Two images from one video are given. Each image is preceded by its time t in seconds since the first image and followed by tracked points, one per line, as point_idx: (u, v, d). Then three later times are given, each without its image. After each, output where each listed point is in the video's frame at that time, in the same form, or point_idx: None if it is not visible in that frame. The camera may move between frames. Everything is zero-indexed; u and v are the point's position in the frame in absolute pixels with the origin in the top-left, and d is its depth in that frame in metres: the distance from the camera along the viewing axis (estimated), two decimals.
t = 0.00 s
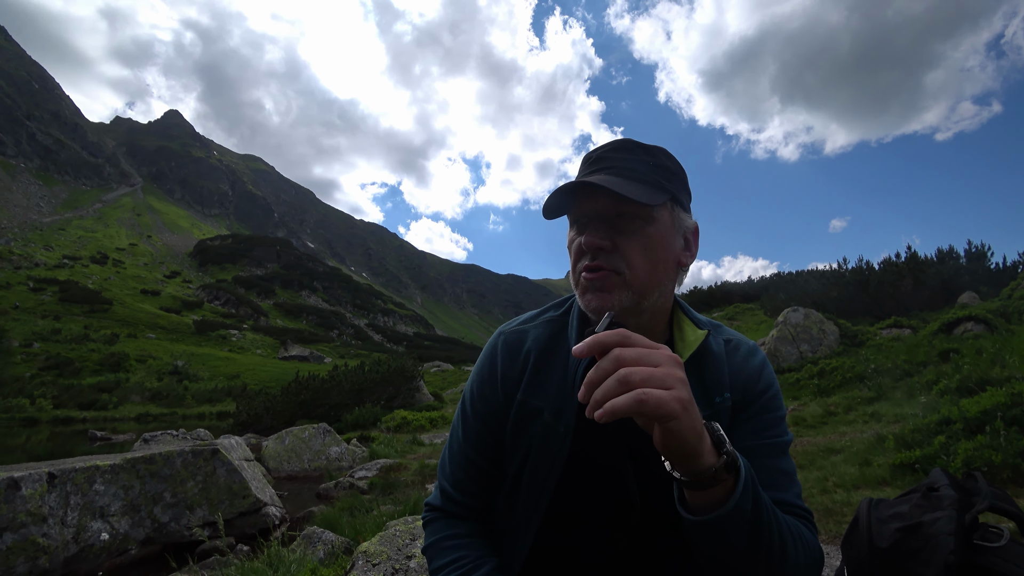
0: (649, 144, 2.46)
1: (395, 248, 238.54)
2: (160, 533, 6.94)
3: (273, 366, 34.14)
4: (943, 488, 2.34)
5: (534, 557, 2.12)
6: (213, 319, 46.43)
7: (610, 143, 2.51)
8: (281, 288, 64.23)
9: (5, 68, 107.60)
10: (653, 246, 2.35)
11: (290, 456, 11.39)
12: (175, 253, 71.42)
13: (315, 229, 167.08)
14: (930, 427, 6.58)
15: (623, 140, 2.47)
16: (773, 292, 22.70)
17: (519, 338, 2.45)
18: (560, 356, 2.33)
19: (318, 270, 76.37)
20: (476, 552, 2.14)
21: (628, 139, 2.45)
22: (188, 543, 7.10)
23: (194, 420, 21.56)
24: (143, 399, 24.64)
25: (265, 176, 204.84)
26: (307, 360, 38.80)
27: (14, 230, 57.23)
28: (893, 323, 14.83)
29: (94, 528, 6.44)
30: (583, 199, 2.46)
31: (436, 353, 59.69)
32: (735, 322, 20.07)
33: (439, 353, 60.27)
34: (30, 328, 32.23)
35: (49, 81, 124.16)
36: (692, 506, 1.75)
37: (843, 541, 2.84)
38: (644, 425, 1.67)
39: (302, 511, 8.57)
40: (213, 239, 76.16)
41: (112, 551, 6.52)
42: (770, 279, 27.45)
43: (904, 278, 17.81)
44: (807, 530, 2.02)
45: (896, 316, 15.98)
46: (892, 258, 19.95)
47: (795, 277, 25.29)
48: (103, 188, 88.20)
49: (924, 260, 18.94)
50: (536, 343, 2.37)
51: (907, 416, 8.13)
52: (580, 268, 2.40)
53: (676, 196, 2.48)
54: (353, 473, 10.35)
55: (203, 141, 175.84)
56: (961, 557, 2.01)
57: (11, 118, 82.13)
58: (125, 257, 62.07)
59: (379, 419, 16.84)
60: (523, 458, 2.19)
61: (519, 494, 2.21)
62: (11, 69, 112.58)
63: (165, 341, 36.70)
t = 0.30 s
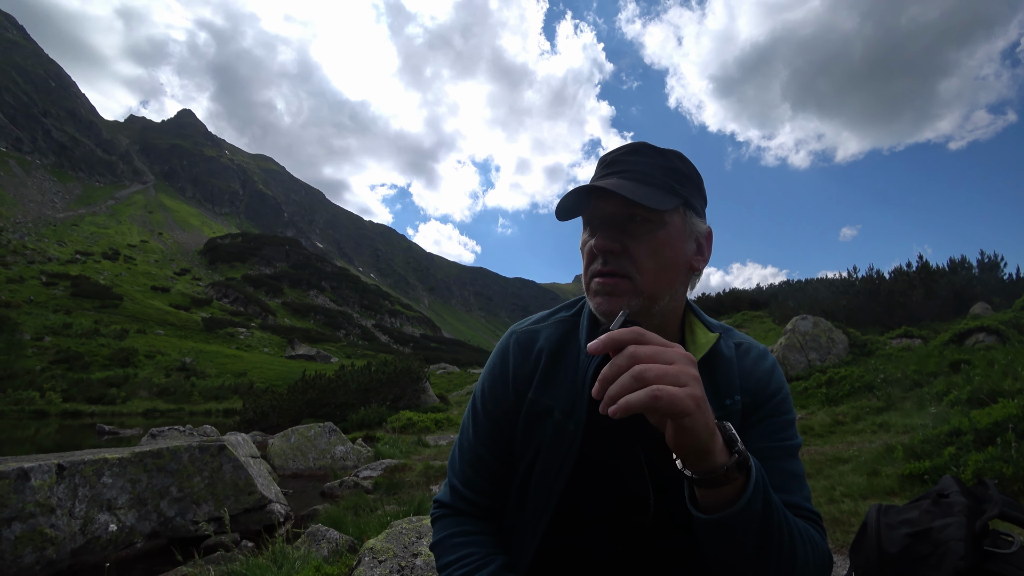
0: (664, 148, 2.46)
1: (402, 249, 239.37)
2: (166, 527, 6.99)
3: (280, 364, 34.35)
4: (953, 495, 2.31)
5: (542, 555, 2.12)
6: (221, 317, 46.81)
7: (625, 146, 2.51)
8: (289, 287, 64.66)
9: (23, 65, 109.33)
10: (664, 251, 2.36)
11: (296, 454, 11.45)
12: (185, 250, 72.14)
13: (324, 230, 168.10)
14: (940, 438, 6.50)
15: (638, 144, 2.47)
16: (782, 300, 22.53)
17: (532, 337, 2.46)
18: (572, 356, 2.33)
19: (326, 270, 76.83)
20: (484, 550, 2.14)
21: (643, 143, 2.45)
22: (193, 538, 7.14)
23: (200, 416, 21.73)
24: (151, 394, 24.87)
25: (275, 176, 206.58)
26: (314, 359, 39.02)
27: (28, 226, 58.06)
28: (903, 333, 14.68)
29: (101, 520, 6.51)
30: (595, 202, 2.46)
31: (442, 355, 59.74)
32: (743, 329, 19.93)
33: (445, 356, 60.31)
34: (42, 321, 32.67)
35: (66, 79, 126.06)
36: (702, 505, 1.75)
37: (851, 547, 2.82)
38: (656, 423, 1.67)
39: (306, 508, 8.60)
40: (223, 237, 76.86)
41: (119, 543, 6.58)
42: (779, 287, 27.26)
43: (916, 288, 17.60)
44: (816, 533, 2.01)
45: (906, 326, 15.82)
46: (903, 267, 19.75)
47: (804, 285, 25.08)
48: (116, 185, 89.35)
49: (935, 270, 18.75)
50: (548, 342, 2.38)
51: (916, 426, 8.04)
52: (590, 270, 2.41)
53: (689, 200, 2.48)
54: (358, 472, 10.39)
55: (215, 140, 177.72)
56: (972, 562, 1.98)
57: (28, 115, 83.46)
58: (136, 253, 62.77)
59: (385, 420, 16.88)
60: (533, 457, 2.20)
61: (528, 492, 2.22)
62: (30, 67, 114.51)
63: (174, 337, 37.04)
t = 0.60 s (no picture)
0: (666, 152, 2.44)
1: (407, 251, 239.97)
2: (169, 527, 7.00)
3: (284, 365, 34.41)
4: (957, 503, 2.29)
5: (541, 558, 2.11)
6: (226, 318, 47.00)
7: (627, 150, 2.50)
8: (294, 288, 64.87)
9: (32, 67, 110.23)
10: (663, 255, 2.35)
11: (299, 455, 11.47)
12: (190, 251, 72.51)
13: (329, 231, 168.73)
14: (945, 443, 6.45)
15: (639, 147, 2.46)
16: (787, 303, 22.43)
17: (532, 340, 2.45)
18: (573, 360, 2.32)
19: (330, 271, 77.07)
20: (483, 553, 2.14)
21: (644, 147, 2.44)
22: (195, 537, 7.15)
23: (204, 417, 21.81)
24: (155, 394, 24.98)
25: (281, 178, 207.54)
26: (318, 360, 39.12)
27: (35, 226, 58.48)
28: (909, 336, 14.58)
29: (104, 520, 6.53)
30: (595, 206, 2.46)
31: (446, 357, 59.79)
32: (747, 332, 19.85)
33: (449, 357, 60.36)
34: (48, 321, 32.87)
35: (74, 81, 127.10)
36: (701, 510, 1.74)
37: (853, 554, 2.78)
38: (655, 427, 1.66)
39: (308, 510, 8.60)
40: (228, 238, 77.22)
41: (121, 542, 6.60)
42: (783, 289, 27.16)
43: (921, 291, 17.48)
44: (816, 540, 1.99)
45: (912, 330, 15.71)
46: (909, 271, 19.63)
47: (809, 289, 24.98)
48: (123, 187, 89.93)
49: (941, 274, 18.66)
50: (548, 345, 2.37)
51: (921, 431, 7.99)
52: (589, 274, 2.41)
53: (691, 205, 2.46)
54: (361, 474, 10.41)
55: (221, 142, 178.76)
56: (973, 569, 1.96)
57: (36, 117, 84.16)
58: (142, 254, 63.13)
59: (388, 421, 16.90)
60: (533, 461, 2.19)
61: (528, 495, 2.21)
62: (38, 69, 115.57)
63: (179, 338, 37.20)
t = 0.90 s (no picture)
0: (667, 154, 2.43)
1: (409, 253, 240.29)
2: (173, 530, 7.03)
3: (287, 368, 34.45)
4: (961, 503, 2.27)
5: (543, 562, 2.10)
6: (229, 320, 47.12)
7: (626, 152, 2.50)
8: (296, 291, 65.03)
9: (34, 72, 110.69)
10: (663, 257, 2.33)
11: (302, 457, 11.48)
12: (193, 254, 72.70)
13: (331, 234, 169.20)
14: (949, 441, 6.42)
15: (640, 149, 2.46)
16: (790, 302, 22.37)
17: (533, 343, 2.44)
18: (573, 362, 2.32)
19: (333, 274, 77.24)
20: (485, 557, 2.13)
21: (644, 149, 2.44)
22: (199, 541, 7.15)
23: (208, 420, 21.87)
24: (159, 398, 25.08)
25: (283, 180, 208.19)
26: (321, 362, 39.18)
27: (39, 231, 58.76)
28: (912, 333, 14.54)
29: (108, 523, 6.55)
30: (595, 208, 2.45)
31: (449, 358, 59.83)
32: (750, 331, 19.80)
33: (452, 359, 60.39)
34: (52, 325, 33.03)
35: (75, 85, 127.56)
36: (702, 513, 1.73)
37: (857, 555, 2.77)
38: (655, 429, 1.65)
39: (312, 512, 8.60)
40: (230, 241, 77.36)
41: (126, 546, 6.61)
42: (786, 288, 27.09)
43: (925, 289, 17.41)
44: (819, 542, 1.98)
45: (916, 327, 15.65)
46: (912, 268, 19.55)
47: (812, 287, 24.90)
48: (125, 191, 90.30)
49: (945, 271, 18.60)
50: (549, 347, 2.36)
51: (926, 429, 7.95)
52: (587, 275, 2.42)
53: (691, 207, 2.45)
54: (364, 476, 10.42)
55: (223, 146, 179.34)
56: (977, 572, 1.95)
57: (39, 123, 84.54)
58: (145, 258, 63.31)
59: (391, 423, 16.93)
60: (535, 463, 2.19)
61: (530, 499, 2.20)
62: (41, 74, 116.17)
63: (182, 341, 37.31)
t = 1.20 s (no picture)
0: (668, 155, 2.43)
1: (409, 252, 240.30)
2: (174, 528, 7.03)
3: (287, 367, 34.44)
4: (962, 504, 2.26)
5: (544, 561, 2.10)
6: (229, 319, 47.11)
7: (628, 151, 2.50)
8: (297, 290, 65.05)
9: (35, 71, 110.71)
10: (664, 257, 2.33)
11: (302, 456, 11.48)
12: (193, 253, 72.69)
13: (331, 233, 169.25)
14: (949, 442, 6.42)
15: (641, 149, 2.45)
16: (790, 302, 22.37)
17: (533, 343, 2.44)
18: (574, 362, 2.32)
19: (333, 273, 77.26)
20: (485, 556, 2.14)
21: (646, 149, 2.44)
22: (199, 540, 7.15)
23: (208, 419, 21.86)
24: (159, 396, 25.07)
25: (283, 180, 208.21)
26: (321, 361, 39.19)
27: (39, 229, 58.75)
28: (912, 334, 14.53)
29: (109, 522, 6.56)
30: (596, 207, 2.45)
31: (449, 358, 59.87)
32: (751, 331, 19.80)
33: (452, 358, 60.42)
34: (53, 324, 33.04)
35: (77, 84, 127.64)
36: (702, 513, 1.73)
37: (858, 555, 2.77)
38: (655, 430, 1.65)
39: (312, 511, 8.61)
40: (230, 240, 77.31)
41: (126, 544, 6.62)
42: (787, 288, 27.07)
43: (925, 289, 17.40)
44: (819, 542, 1.98)
45: (916, 328, 15.65)
46: (912, 269, 19.53)
47: (813, 287, 24.88)
48: (126, 190, 90.29)
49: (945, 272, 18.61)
50: (550, 347, 2.36)
51: (926, 430, 7.95)
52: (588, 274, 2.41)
53: (693, 206, 2.45)
54: (364, 475, 10.41)
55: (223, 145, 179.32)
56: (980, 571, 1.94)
57: (40, 121, 84.50)
58: (145, 256, 63.32)
59: (391, 422, 16.93)
60: (535, 463, 2.19)
61: (530, 500, 2.20)
62: (42, 73, 116.12)
63: (183, 340, 37.31)
